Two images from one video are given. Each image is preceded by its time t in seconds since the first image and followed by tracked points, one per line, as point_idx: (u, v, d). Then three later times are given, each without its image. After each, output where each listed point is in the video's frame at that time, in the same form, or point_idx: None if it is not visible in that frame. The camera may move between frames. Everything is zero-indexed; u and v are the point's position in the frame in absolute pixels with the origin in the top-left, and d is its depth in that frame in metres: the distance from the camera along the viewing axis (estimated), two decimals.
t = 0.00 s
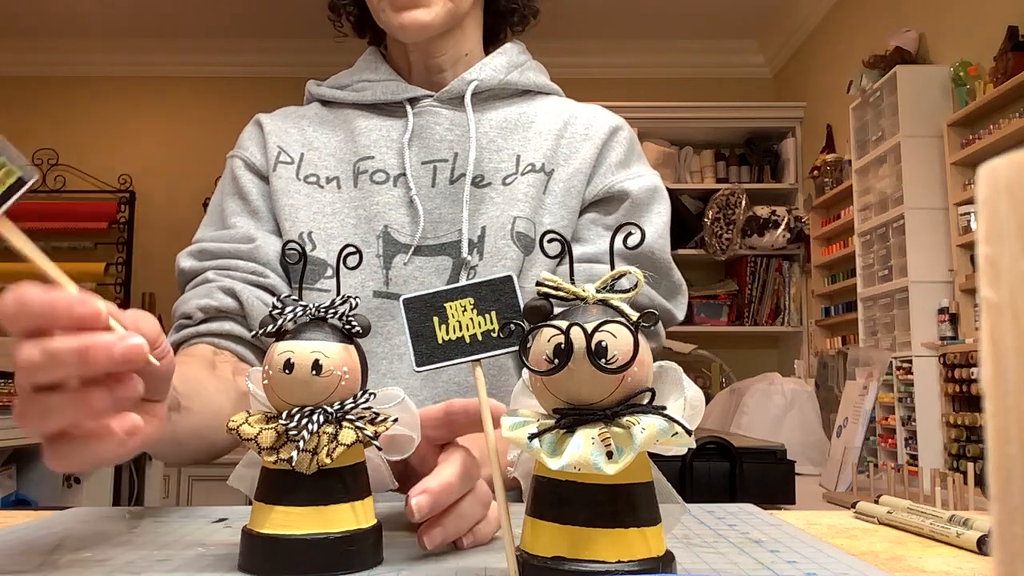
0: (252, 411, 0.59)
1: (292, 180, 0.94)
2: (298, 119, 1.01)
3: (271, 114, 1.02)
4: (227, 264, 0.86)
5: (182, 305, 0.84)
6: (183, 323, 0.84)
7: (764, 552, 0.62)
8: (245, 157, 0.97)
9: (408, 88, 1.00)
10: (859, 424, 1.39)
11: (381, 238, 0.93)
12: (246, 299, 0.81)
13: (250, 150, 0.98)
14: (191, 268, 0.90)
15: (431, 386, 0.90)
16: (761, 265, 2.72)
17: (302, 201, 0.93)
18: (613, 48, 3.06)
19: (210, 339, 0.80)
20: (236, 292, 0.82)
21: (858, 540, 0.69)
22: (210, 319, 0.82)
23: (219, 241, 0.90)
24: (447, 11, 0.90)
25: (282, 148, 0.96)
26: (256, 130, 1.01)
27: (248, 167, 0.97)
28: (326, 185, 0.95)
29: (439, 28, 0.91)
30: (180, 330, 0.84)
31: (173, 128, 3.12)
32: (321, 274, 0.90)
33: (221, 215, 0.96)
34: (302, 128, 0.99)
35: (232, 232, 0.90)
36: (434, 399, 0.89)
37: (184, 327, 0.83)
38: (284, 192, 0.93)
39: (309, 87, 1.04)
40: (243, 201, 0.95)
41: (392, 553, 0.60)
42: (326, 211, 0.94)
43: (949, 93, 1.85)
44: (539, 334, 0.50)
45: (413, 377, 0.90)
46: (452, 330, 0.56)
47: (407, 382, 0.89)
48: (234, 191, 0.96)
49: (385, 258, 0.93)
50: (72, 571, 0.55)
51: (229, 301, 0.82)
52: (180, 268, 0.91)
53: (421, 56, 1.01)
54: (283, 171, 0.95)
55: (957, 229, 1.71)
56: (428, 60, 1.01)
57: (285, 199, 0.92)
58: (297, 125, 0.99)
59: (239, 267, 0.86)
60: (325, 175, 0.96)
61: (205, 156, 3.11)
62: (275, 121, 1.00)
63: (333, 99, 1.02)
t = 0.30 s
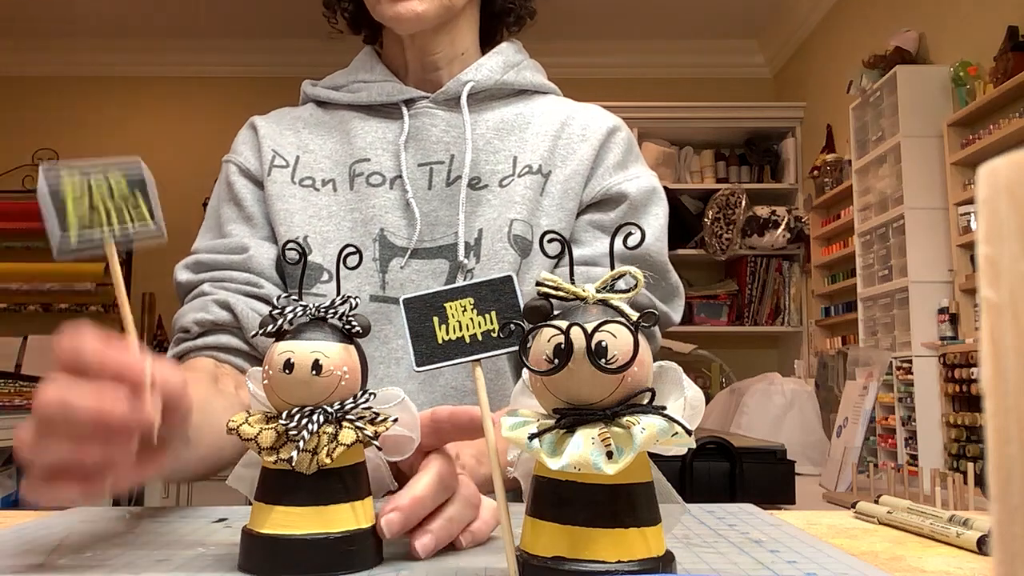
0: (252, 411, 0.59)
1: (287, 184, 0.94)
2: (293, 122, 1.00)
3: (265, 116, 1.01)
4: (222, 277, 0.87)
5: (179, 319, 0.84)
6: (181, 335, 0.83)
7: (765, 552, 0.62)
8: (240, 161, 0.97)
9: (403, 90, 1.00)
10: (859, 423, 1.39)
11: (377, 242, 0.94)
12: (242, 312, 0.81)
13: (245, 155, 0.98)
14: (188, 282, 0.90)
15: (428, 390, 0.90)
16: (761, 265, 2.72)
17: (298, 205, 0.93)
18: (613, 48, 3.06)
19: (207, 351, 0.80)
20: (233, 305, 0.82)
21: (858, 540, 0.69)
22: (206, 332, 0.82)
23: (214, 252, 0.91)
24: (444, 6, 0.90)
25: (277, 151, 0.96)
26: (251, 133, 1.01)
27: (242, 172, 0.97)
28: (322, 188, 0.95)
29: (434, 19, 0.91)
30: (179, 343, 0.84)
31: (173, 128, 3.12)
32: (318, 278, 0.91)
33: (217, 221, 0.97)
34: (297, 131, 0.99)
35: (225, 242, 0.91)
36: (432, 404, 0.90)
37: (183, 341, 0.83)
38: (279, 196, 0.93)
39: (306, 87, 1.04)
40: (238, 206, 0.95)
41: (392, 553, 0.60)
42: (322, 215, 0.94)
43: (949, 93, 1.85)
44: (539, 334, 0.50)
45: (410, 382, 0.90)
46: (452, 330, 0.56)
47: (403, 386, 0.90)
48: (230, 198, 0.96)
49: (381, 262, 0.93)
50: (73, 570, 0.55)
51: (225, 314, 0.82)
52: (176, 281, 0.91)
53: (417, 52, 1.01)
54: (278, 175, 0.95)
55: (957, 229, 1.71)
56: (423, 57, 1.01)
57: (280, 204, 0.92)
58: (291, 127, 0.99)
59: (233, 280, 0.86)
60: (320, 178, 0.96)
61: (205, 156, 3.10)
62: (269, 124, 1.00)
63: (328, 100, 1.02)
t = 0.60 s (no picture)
0: (252, 411, 0.59)
1: (291, 179, 0.93)
2: (296, 116, 0.99)
3: (267, 109, 1.00)
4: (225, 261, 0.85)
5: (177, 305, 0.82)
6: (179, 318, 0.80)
7: (765, 552, 0.62)
8: (242, 151, 0.96)
9: (409, 90, 0.99)
10: (859, 423, 1.39)
11: (382, 242, 0.94)
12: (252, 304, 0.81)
13: (247, 145, 0.97)
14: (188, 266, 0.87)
15: (432, 393, 0.91)
16: (761, 265, 2.72)
17: (302, 201, 0.92)
18: (614, 48, 3.06)
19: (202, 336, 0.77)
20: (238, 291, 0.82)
21: (858, 541, 0.69)
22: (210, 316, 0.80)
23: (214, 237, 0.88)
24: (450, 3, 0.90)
25: (281, 145, 0.95)
26: (252, 124, 1.00)
27: (245, 163, 0.95)
28: (325, 185, 0.95)
29: (439, 15, 0.90)
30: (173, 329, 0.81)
31: (173, 128, 3.12)
32: (322, 276, 0.91)
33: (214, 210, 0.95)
34: (300, 125, 0.98)
35: (229, 228, 0.89)
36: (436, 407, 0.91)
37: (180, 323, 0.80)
38: (283, 191, 0.92)
39: (308, 83, 1.04)
40: (239, 196, 0.93)
41: (392, 553, 0.60)
42: (326, 212, 0.94)
43: (949, 93, 1.85)
44: (539, 334, 0.50)
45: (413, 384, 0.91)
46: (451, 330, 0.56)
47: (406, 387, 0.91)
48: (230, 186, 0.94)
49: (386, 262, 0.94)
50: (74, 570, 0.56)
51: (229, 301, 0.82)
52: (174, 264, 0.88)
53: (420, 50, 1.01)
54: (282, 169, 0.93)
55: (957, 229, 1.71)
56: (427, 56, 1.01)
57: (284, 199, 0.91)
58: (294, 121, 0.98)
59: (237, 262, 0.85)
60: (324, 175, 0.95)
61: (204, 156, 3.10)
62: (272, 117, 0.98)
63: (331, 97, 1.02)
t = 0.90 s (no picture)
0: (252, 411, 0.59)
1: (310, 175, 0.93)
2: (317, 110, 0.99)
3: (288, 102, 1.00)
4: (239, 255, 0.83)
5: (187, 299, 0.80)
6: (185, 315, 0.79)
7: (765, 552, 0.62)
8: (261, 144, 0.95)
9: (432, 88, 0.99)
10: (859, 423, 1.39)
11: (400, 240, 0.94)
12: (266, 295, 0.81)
13: (267, 138, 0.96)
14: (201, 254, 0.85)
15: (444, 394, 0.91)
16: (761, 265, 2.72)
17: (320, 197, 0.92)
18: (614, 48, 3.06)
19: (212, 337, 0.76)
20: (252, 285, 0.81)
21: (858, 541, 0.69)
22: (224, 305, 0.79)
23: (230, 228, 0.87)
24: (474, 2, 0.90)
25: (300, 140, 0.95)
26: (272, 117, 1.00)
27: (264, 156, 0.95)
28: (344, 181, 0.95)
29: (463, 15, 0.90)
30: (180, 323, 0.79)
31: (173, 128, 3.12)
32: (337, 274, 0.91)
33: (230, 200, 0.94)
34: (320, 120, 0.98)
35: (246, 220, 0.88)
36: (446, 408, 0.91)
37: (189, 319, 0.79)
38: (302, 187, 0.92)
39: (328, 77, 1.03)
40: (257, 188, 0.93)
41: (392, 553, 0.60)
42: (344, 208, 0.94)
43: (949, 93, 1.85)
44: (539, 334, 0.50)
45: (425, 384, 0.91)
46: (451, 330, 0.56)
47: (418, 388, 0.91)
48: (247, 178, 0.94)
49: (403, 261, 0.94)
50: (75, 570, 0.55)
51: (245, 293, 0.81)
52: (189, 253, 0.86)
53: (444, 51, 1.01)
54: (302, 164, 0.93)
55: (957, 228, 1.71)
56: (450, 56, 1.01)
57: (303, 194, 0.92)
58: (315, 116, 0.98)
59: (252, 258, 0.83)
60: (343, 171, 0.95)
61: (204, 155, 3.10)
62: (293, 111, 0.98)
63: (352, 91, 1.01)
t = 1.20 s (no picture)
0: (252, 411, 0.59)
1: (318, 173, 0.93)
2: (324, 109, 0.99)
3: (296, 101, 1.00)
4: (249, 253, 0.83)
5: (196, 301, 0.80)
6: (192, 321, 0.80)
7: (765, 552, 0.62)
8: (268, 142, 0.95)
9: (440, 89, 0.99)
10: (859, 423, 1.39)
11: (407, 240, 0.94)
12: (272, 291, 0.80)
13: (274, 136, 0.96)
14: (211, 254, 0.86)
15: (448, 394, 0.91)
16: (761, 265, 2.72)
17: (328, 196, 0.92)
18: (613, 48, 3.06)
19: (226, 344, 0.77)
20: (261, 282, 0.80)
21: (858, 541, 0.69)
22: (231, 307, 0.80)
23: (239, 226, 0.87)
24: (483, 4, 0.90)
25: (308, 139, 0.95)
26: (280, 115, 0.99)
27: (272, 154, 0.95)
28: (352, 180, 0.95)
29: (472, 17, 0.90)
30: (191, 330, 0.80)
31: (173, 128, 3.12)
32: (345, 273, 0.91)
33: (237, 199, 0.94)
34: (328, 118, 0.98)
35: (253, 219, 0.88)
36: (450, 407, 0.91)
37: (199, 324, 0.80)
38: (310, 186, 0.92)
39: (336, 76, 1.03)
40: (264, 187, 0.93)
41: (392, 553, 0.60)
42: (351, 207, 0.93)
43: (949, 93, 1.85)
44: (539, 334, 0.50)
45: (429, 383, 0.91)
46: (451, 330, 0.56)
47: (421, 387, 0.91)
48: (254, 177, 0.94)
49: (410, 261, 0.94)
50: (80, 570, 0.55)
51: (253, 290, 0.80)
52: (199, 252, 0.86)
53: (453, 52, 1.01)
54: (310, 163, 0.93)
55: (957, 228, 1.71)
56: (459, 57, 1.01)
57: (311, 193, 0.91)
58: (323, 115, 0.98)
59: (261, 257, 0.83)
60: (351, 170, 0.95)
61: (204, 155, 3.10)
62: (301, 109, 0.98)
63: (360, 90, 1.01)
